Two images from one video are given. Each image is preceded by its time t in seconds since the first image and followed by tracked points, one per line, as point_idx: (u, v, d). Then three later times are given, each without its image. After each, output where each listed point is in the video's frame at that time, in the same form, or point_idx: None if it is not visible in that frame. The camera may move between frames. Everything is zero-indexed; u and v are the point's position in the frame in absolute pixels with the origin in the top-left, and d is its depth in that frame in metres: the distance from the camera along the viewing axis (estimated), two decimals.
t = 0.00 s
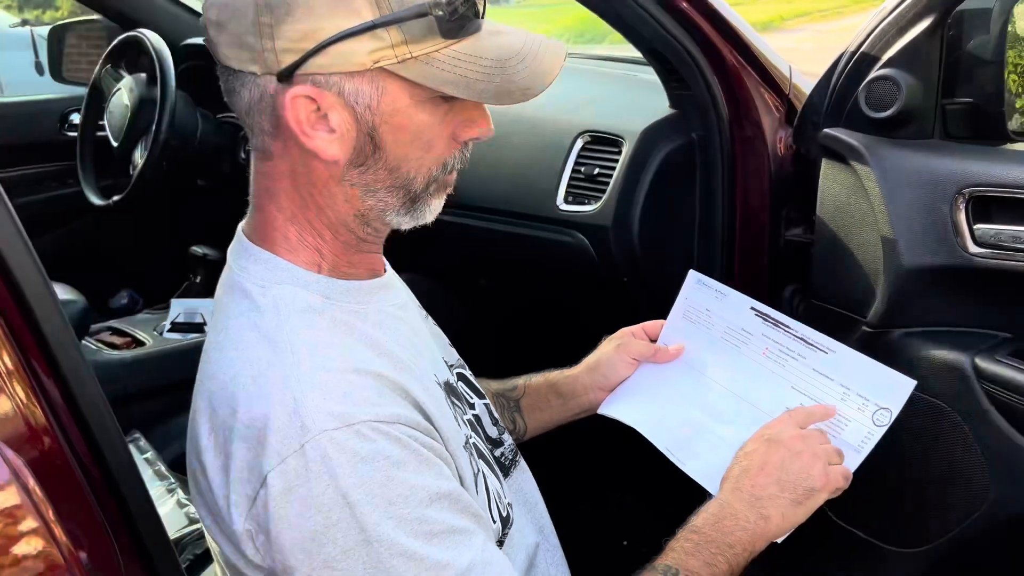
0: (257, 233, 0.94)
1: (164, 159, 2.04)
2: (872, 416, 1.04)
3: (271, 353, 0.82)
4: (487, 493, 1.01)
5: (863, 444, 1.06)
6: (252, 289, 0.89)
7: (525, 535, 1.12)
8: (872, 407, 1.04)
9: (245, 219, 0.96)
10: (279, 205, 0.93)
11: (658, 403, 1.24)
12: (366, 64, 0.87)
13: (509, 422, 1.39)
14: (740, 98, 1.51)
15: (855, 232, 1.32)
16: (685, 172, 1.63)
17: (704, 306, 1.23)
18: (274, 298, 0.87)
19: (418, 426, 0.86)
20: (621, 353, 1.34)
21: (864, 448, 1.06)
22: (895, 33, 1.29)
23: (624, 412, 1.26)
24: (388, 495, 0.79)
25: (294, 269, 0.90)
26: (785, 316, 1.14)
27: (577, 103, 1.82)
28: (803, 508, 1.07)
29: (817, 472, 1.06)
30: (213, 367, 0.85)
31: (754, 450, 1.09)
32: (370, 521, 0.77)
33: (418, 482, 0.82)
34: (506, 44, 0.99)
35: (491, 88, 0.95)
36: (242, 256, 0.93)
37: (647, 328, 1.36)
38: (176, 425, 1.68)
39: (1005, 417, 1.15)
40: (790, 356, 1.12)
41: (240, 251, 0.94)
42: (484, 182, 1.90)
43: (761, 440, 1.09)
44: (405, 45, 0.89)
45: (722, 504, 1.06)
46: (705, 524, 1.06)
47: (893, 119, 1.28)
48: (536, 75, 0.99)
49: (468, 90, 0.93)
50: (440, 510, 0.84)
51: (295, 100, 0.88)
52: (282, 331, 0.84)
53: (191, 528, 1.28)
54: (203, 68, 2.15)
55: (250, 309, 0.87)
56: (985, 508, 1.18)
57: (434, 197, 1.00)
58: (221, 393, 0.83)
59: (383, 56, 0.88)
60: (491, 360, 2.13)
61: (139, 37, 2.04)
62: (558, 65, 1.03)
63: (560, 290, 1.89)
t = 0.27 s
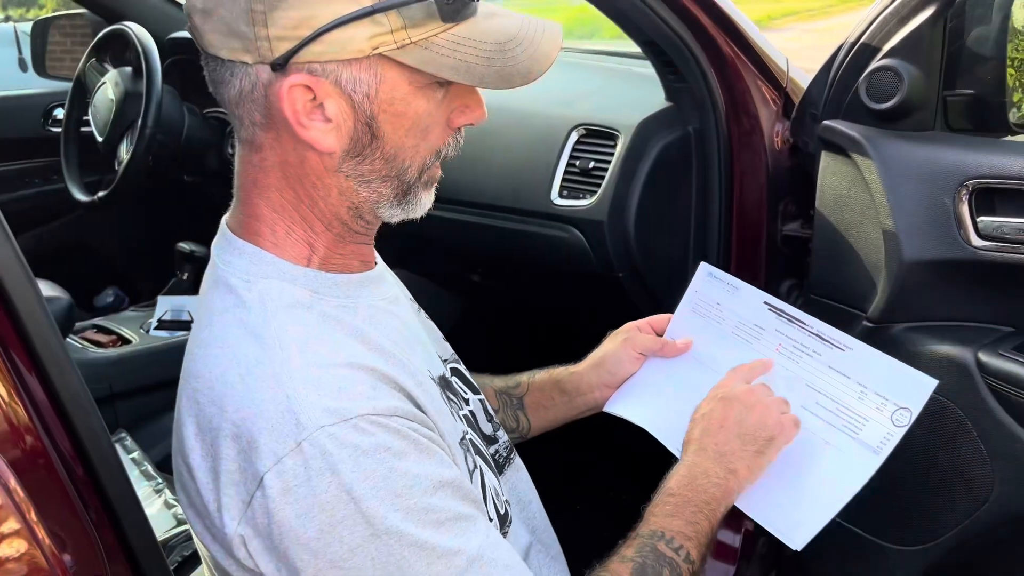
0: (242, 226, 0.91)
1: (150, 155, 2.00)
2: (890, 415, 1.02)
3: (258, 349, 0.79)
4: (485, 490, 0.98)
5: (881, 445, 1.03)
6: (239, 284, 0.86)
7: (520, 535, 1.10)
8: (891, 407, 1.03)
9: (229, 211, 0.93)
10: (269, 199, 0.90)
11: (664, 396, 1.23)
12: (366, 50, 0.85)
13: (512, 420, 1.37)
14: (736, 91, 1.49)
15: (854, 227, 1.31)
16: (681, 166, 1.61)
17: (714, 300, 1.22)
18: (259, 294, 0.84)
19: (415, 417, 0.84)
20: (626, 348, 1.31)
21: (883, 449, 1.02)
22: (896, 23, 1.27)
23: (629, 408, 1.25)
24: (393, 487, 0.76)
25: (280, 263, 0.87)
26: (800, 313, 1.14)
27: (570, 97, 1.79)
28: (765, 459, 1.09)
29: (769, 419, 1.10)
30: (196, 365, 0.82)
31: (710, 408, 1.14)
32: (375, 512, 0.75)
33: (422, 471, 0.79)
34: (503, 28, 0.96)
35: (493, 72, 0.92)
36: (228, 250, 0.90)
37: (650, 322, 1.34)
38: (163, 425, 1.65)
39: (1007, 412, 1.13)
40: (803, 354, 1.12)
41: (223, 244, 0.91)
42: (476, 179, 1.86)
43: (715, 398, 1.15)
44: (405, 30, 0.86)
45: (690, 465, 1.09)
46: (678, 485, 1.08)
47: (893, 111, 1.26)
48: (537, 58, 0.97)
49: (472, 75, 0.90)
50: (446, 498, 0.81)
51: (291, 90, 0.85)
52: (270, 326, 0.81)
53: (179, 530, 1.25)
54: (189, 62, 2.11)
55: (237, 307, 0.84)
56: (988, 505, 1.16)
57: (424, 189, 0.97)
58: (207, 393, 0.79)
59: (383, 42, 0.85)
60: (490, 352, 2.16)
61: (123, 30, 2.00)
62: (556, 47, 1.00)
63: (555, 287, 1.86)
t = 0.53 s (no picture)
0: (233, 227, 0.89)
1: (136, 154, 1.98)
2: (889, 413, 1.02)
3: (250, 352, 0.77)
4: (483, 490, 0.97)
5: (879, 443, 1.02)
6: (229, 287, 0.84)
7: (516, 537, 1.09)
8: (888, 404, 1.02)
9: (218, 212, 0.91)
10: (260, 199, 0.89)
11: (657, 394, 1.22)
12: (359, 47, 0.83)
13: (506, 421, 1.36)
14: (729, 89, 1.49)
15: (848, 224, 1.30)
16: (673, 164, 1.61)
17: (709, 298, 1.21)
18: (250, 296, 0.82)
19: (412, 417, 0.83)
20: (621, 346, 1.30)
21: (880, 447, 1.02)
22: (890, 20, 1.27)
23: (624, 406, 1.24)
24: (394, 487, 0.75)
25: (271, 264, 0.85)
26: (795, 310, 1.13)
27: (561, 95, 1.77)
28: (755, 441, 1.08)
29: (756, 401, 1.09)
30: (187, 369, 0.80)
31: (697, 393, 1.13)
32: (377, 513, 0.74)
33: (422, 470, 0.78)
34: (498, 22, 0.95)
35: (488, 68, 0.91)
36: (219, 252, 0.88)
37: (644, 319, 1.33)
38: (152, 427, 1.63)
39: (1001, 408, 1.13)
40: (799, 350, 1.11)
41: (213, 246, 0.89)
42: (466, 178, 1.84)
43: (700, 382, 1.14)
44: (399, 26, 0.85)
45: (681, 450, 1.08)
46: (670, 472, 1.07)
47: (886, 108, 1.26)
48: (531, 52, 0.95)
49: (467, 72, 0.89)
50: (447, 496, 0.80)
51: (283, 89, 0.83)
52: (261, 329, 0.79)
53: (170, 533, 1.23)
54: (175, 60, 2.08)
55: (227, 310, 0.82)
56: (983, 501, 1.16)
57: (419, 185, 0.95)
58: (198, 399, 0.77)
59: (376, 38, 0.84)
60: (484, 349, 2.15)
61: (108, 28, 1.97)
62: (551, 42, 0.99)
63: (547, 286, 1.85)
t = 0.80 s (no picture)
0: (220, 237, 0.90)
1: (120, 158, 1.97)
2: (868, 408, 1.03)
3: (239, 363, 0.78)
4: (470, 495, 0.98)
5: (858, 437, 1.04)
6: (217, 298, 0.85)
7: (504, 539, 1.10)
8: (868, 399, 1.04)
9: (205, 222, 0.92)
10: (244, 210, 0.89)
11: (642, 395, 1.23)
12: (339, 60, 0.84)
13: (493, 422, 1.37)
14: (711, 93, 1.50)
15: (829, 227, 1.32)
16: (657, 166, 1.62)
17: (691, 298, 1.23)
18: (239, 307, 0.83)
19: (399, 425, 0.83)
20: (607, 347, 1.31)
21: (860, 441, 1.03)
22: (869, 25, 1.29)
23: (611, 406, 1.25)
24: (382, 496, 0.76)
25: (257, 275, 0.86)
26: (776, 307, 1.14)
27: (545, 98, 1.78)
28: (742, 444, 1.10)
29: (744, 406, 1.11)
30: (176, 380, 0.81)
31: (686, 397, 1.14)
32: (365, 521, 0.75)
33: (409, 478, 0.79)
34: (477, 32, 0.96)
35: (468, 79, 0.92)
36: (207, 262, 0.89)
37: (629, 321, 1.34)
38: (139, 432, 1.63)
39: (978, 406, 1.15)
40: (780, 348, 1.12)
41: (200, 256, 0.90)
42: (453, 181, 1.85)
43: (689, 387, 1.15)
44: (377, 39, 0.86)
45: (669, 454, 1.09)
46: (658, 476, 1.08)
47: (866, 113, 1.28)
48: (510, 62, 0.96)
49: (446, 82, 0.90)
50: (434, 503, 0.81)
51: (263, 102, 0.84)
52: (249, 339, 0.80)
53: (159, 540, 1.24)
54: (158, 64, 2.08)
55: (215, 320, 0.83)
56: (963, 499, 1.19)
57: (404, 194, 0.96)
58: (187, 408, 0.78)
59: (354, 51, 0.85)
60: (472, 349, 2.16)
61: (91, 32, 1.97)
62: (530, 51, 1.00)
63: (533, 288, 1.86)
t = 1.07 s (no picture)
0: (197, 243, 0.90)
1: (99, 161, 1.96)
2: (842, 402, 1.03)
3: (216, 368, 0.78)
4: (452, 496, 0.99)
5: (834, 430, 1.04)
6: (194, 303, 0.85)
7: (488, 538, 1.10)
8: (843, 393, 1.04)
9: (183, 228, 0.92)
10: (221, 217, 0.90)
11: (621, 394, 1.24)
12: (311, 66, 0.84)
13: (475, 422, 1.37)
14: (690, 93, 1.51)
15: (806, 226, 1.34)
16: (637, 167, 1.64)
17: (670, 296, 1.23)
18: (216, 311, 0.83)
19: (378, 427, 0.84)
20: (588, 344, 1.32)
21: (836, 434, 1.03)
22: (843, 27, 1.30)
23: (591, 404, 1.26)
24: (359, 498, 0.77)
25: (235, 279, 0.87)
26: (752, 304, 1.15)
27: (525, 100, 1.79)
28: (722, 442, 1.10)
29: (722, 404, 1.11)
30: (154, 385, 0.81)
31: (666, 395, 1.15)
32: (343, 524, 0.75)
33: (387, 480, 0.80)
34: (450, 36, 0.96)
35: (441, 83, 0.92)
36: (185, 267, 0.89)
37: (610, 320, 1.35)
38: (121, 437, 1.62)
39: (952, 402, 1.17)
40: (757, 345, 1.13)
41: (177, 262, 0.90)
42: (435, 183, 1.85)
43: (670, 386, 1.16)
44: (350, 44, 0.86)
45: (650, 453, 1.10)
46: (639, 474, 1.09)
47: (841, 114, 1.29)
48: (484, 65, 0.97)
49: (420, 86, 0.91)
50: (412, 505, 0.81)
51: (236, 109, 0.84)
52: (226, 343, 0.80)
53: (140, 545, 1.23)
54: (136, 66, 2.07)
55: (193, 325, 0.83)
56: (937, 494, 1.20)
57: (380, 199, 0.97)
58: (165, 413, 0.78)
59: (327, 57, 0.85)
60: (456, 346, 2.17)
61: (69, 34, 1.95)
62: (505, 54, 1.00)
63: (516, 287, 1.87)
